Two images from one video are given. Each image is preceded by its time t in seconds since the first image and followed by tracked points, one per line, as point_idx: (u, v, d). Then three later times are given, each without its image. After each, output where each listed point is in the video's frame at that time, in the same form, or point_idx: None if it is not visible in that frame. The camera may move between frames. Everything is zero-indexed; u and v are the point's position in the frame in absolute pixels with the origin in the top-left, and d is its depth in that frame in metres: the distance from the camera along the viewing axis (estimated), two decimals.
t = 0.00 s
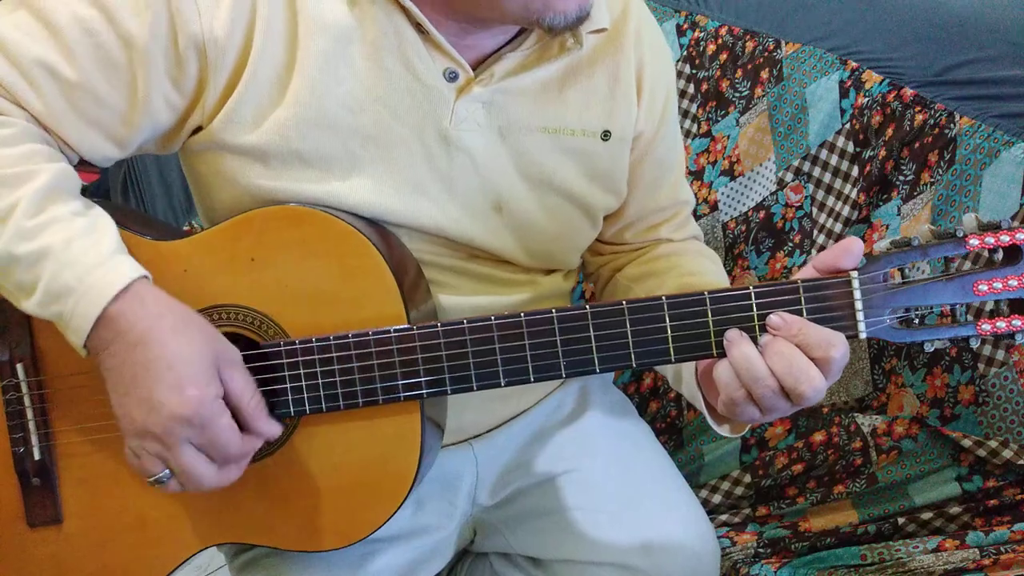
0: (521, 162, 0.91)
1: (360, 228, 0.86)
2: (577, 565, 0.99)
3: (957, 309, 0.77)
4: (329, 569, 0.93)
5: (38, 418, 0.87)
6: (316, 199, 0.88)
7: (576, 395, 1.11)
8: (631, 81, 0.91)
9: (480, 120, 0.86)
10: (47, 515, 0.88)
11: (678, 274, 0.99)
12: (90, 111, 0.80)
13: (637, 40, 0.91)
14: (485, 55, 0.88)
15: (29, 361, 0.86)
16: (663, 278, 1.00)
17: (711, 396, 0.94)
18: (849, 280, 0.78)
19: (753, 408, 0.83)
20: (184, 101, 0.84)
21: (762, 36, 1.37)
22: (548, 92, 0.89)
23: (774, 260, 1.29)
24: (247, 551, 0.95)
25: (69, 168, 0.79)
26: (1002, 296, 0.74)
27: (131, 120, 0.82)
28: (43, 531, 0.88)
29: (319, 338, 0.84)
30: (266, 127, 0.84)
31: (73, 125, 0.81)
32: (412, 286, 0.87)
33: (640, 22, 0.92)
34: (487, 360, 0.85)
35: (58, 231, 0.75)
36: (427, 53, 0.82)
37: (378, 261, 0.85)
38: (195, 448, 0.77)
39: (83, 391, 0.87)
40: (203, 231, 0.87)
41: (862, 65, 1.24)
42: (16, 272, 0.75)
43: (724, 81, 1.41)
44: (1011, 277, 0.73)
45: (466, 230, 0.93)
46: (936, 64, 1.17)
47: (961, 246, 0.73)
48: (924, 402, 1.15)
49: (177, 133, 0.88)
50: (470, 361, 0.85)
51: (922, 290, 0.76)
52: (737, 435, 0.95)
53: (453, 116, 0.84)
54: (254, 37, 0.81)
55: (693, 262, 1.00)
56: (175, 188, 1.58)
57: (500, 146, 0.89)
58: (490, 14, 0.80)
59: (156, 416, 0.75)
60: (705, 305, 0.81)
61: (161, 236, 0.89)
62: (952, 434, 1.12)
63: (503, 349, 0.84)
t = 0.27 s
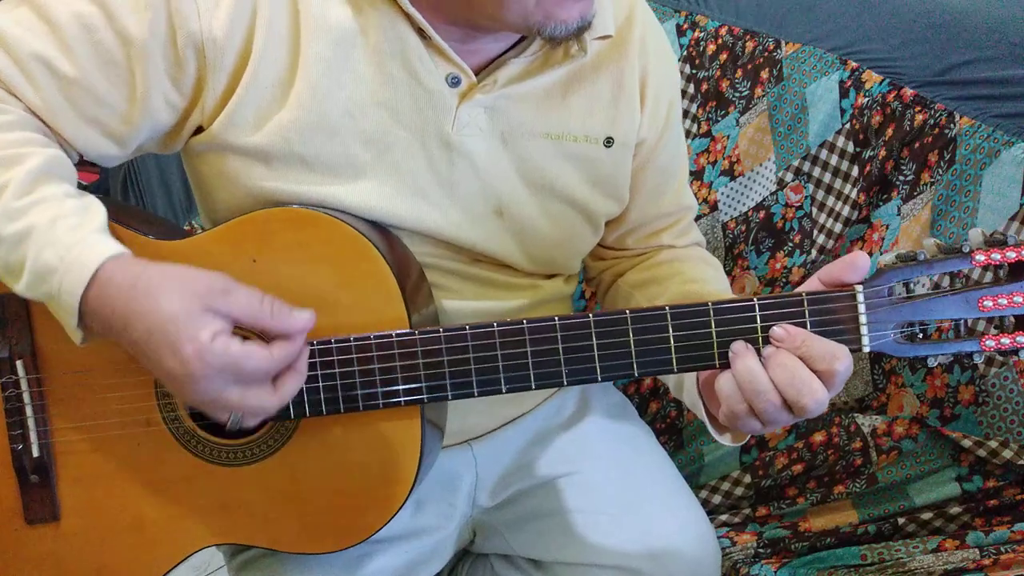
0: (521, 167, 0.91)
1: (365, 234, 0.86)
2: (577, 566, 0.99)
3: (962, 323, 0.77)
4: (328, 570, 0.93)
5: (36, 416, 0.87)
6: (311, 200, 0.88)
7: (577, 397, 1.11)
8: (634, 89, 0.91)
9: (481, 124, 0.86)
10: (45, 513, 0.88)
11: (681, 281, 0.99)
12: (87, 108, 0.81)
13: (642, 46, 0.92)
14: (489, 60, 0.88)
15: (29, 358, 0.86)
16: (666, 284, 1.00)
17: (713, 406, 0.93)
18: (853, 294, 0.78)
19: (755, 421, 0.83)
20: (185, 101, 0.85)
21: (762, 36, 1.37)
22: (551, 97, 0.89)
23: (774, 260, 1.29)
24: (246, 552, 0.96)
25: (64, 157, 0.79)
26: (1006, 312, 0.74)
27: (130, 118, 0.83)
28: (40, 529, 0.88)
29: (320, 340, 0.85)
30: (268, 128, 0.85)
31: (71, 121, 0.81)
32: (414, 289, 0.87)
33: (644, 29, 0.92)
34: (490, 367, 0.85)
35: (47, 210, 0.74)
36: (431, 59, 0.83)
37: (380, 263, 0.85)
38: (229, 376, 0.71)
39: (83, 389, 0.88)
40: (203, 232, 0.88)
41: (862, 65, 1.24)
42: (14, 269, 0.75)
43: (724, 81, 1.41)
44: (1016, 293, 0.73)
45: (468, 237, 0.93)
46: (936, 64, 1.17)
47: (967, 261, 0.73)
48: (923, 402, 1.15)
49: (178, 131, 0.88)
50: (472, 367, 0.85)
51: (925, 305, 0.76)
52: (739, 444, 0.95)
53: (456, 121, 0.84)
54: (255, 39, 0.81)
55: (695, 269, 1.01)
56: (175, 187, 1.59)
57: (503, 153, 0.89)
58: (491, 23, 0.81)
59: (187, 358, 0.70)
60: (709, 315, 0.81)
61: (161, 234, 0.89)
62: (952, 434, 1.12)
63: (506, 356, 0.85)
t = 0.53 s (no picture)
0: (516, 159, 0.91)
1: (365, 228, 0.85)
2: (578, 565, 0.98)
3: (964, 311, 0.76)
4: (328, 567, 0.93)
5: (41, 409, 0.87)
6: (319, 195, 0.87)
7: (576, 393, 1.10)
8: (630, 82, 0.91)
9: (479, 116, 0.86)
10: (48, 506, 0.87)
11: (676, 271, 0.98)
12: (93, 102, 0.80)
13: (637, 43, 0.91)
14: (486, 55, 0.88)
15: (34, 352, 0.85)
16: (661, 276, 0.99)
17: (718, 378, 0.92)
18: (852, 281, 0.78)
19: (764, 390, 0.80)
20: (186, 93, 0.84)
21: (762, 36, 1.37)
22: (547, 91, 0.89)
23: (774, 260, 1.29)
24: (246, 549, 0.95)
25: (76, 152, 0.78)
26: (1008, 299, 0.72)
27: (134, 112, 0.82)
28: (45, 522, 0.88)
29: (318, 333, 0.84)
30: (267, 120, 0.84)
31: (76, 113, 0.80)
32: (413, 286, 0.87)
33: (640, 26, 0.92)
34: (484, 358, 0.84)
35: (67, 203, 0.74)
36: (428, 51, 0.82)
37: (378, 256, 0.85)
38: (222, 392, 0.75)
39: (86, 383, 0.87)
40: (204, 226, 0.87)
41: (862, 65, 1.24)
42: (22, 258, 0.75)
43: (724, 81, 1.41)
44: (1018, 280, 0.72)
45: (468, 228, 0.92)
46: (936, 64, 1.17)
47: (966, 248, 0.72)
48: (923, 402, 1.15)
49: (179, 126, 0.88)
50: (467, 358, 0.84)
51: (925, 293, 0.75)
52: (742, 423, 0.93)
53: (453, 113, 0.84)
54: (255, 33, 0.81)
55: (689, 261, 1.00)
56: (175, 185, 1.58)
57: (501, 146, 0.89)
58: (483, 19, 0.80)
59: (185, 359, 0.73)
60: (705, 304, 0.80)
61: (168, 233, 0.89)
62: (952, 434, 1.12)
63: (501, 347, 0.84)
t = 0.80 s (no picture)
0: (516, 159, 0.91)
1: (365, 225, 0.85)
2: (578, 565, 0.98)
3: (962, 307, 0.77)
4: (328, 568, 0.93)
5: (42, 410, 0.87)
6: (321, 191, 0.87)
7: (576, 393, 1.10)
8: (631, 80, 0.91)
9: (479, 114, 0.86)
10: (48, 505, 0.87)
11: (675, 273, 0.99)
12: (94, 100, 0.80)
13: (637, 41, 0.92)
14: (485, 53, 0.89)
15: (33, 352, 0.86)
16: (660, 279, 1.00)
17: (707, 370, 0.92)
18: (852, 277, 0.78)
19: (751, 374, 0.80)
20: (188, 91, 0.84)
21: (762, 36, 1.37)
22: (547, 90, 0.89)
23: (774, 260, 1.28)
24: (245, 549, 0.95)
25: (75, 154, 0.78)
26: (1005, 294, 0.73)
27: (135, 110, 0.82)
28: (45, 522, 0.88)
29: (319, 331, 0.84)
30: (267, 117, 0.84)
31: (77, 111, 0.81)
32: (414, 283, 0.87)
33: (642, 25, 0.92)
34: (485, 354, 0.84)
35: (65, 204, 0.74)
36: (430, 48, 0.83)
37: (380, 255, 0.85)
38: (235, 378, 0.72)
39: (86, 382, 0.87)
40: (203, 226, 0.87)
41: (862, 65, 1.24)
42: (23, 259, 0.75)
43: (724, 81, 1.41)
44: (1015, 275, 0.73)
45: (467, 227, 0.92)
46: (936, 64, 1.17)
47: (965, 244, 0.73)
48: (923, 402, 1.15)
49: (180, 125, 0.88)
50: (468, 354, 0.84)
51: (924, 288, 0.75)
52: (739, 424, 0.94)
53: (452, 111, 0.84)
54: (257, 29, 0.81)
55: (688, 263, 1.01)
56: (176, 186, 1.58)
57: (501, 143, 0.89)
58: (491, 8, 0.80)
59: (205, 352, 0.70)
60: (705, 299, 0.81)
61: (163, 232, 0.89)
62: (952, 434, 1.12)
63: (501, 343, 0.84)
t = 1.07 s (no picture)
0: (524, 169, 0.91)
1: (367, 233, 0.86)
2: (578, 566, 0.99)
3: (964, 325, 0.77)
4: (328, 569, 0.93)
5: (40, 414, 0.87)
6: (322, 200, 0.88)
7: (577, 398, 1.11)
8: (639, 87, 0.92)
9: (486, 124, 0.86)
10: (46, 511, 0.88)
11: (677, 280, 0.99)
12: (95, 105, 0.80)
13: (647, 51, 0.93)
14: (494, 62, 0.89)
15: (30, 356, 0.86)
16: (662, 284, 0.99)
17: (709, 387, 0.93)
18: (857, 294, 0.79)
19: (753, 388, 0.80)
20: (191, 97, 0.84)
21: (762, 36, 1.37)
22: (555, 100, 0.90)
23: (774, 260, 1.29)
24: (245, 551, 0.95)
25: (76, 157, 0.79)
26: (1009, 313, 0.73)
27: (138, 116, 0.83)
28: (42, 527, 0.88)
29: (323, 339, 0.84)
30: (270, 127, 0.84)
31: (79, 119, 0.81)
32: (415, 287, 0.87)
33: (651, 35, 0.94)
34: (490, 368, 0.85)
35: (63, 208, 0.74)
36: (438, 57, 0.83)
37: (384, 263, 0.85)
38: (222, 391, 0.74)
39: (85, 387, 0.87)
40: (203, 232, 0.87)
41: (862, 65, 1.24)
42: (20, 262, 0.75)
43: (724, 81, 1.41)
44: (1018, 293, 0.73)
45: (470, 234, 0.93)
46: (936, 64, 1.17)
47: (969, 262, 0.73)
48: (923, 402, 1.15)
49: (181, 131, 0.89)
50: (473, 367, 0.85)
51: (928, 305, 0.75)
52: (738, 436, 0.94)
53: (460, 121, 0.85)
54: (262, 33, 0.81)
55: (689, 270, 1.01)
56: (176, 187, 1.60)
57: (508, 154, 0.89)
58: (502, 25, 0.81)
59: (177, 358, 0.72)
60: (710, 315, 0.81)
61: (164, 234, 0.89)
62: (952, 434, 1.12)
63: (506, 356, 0.84)
